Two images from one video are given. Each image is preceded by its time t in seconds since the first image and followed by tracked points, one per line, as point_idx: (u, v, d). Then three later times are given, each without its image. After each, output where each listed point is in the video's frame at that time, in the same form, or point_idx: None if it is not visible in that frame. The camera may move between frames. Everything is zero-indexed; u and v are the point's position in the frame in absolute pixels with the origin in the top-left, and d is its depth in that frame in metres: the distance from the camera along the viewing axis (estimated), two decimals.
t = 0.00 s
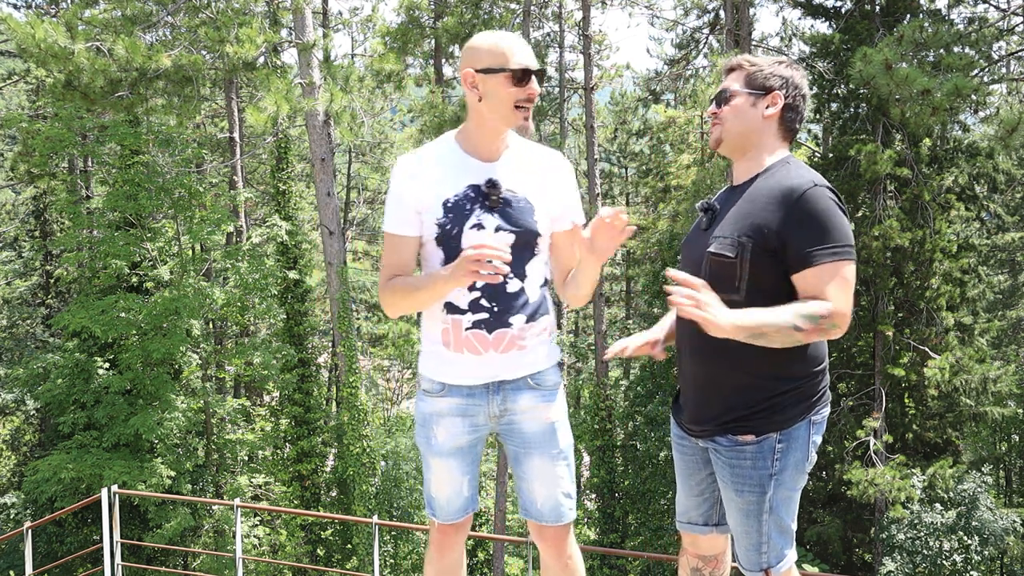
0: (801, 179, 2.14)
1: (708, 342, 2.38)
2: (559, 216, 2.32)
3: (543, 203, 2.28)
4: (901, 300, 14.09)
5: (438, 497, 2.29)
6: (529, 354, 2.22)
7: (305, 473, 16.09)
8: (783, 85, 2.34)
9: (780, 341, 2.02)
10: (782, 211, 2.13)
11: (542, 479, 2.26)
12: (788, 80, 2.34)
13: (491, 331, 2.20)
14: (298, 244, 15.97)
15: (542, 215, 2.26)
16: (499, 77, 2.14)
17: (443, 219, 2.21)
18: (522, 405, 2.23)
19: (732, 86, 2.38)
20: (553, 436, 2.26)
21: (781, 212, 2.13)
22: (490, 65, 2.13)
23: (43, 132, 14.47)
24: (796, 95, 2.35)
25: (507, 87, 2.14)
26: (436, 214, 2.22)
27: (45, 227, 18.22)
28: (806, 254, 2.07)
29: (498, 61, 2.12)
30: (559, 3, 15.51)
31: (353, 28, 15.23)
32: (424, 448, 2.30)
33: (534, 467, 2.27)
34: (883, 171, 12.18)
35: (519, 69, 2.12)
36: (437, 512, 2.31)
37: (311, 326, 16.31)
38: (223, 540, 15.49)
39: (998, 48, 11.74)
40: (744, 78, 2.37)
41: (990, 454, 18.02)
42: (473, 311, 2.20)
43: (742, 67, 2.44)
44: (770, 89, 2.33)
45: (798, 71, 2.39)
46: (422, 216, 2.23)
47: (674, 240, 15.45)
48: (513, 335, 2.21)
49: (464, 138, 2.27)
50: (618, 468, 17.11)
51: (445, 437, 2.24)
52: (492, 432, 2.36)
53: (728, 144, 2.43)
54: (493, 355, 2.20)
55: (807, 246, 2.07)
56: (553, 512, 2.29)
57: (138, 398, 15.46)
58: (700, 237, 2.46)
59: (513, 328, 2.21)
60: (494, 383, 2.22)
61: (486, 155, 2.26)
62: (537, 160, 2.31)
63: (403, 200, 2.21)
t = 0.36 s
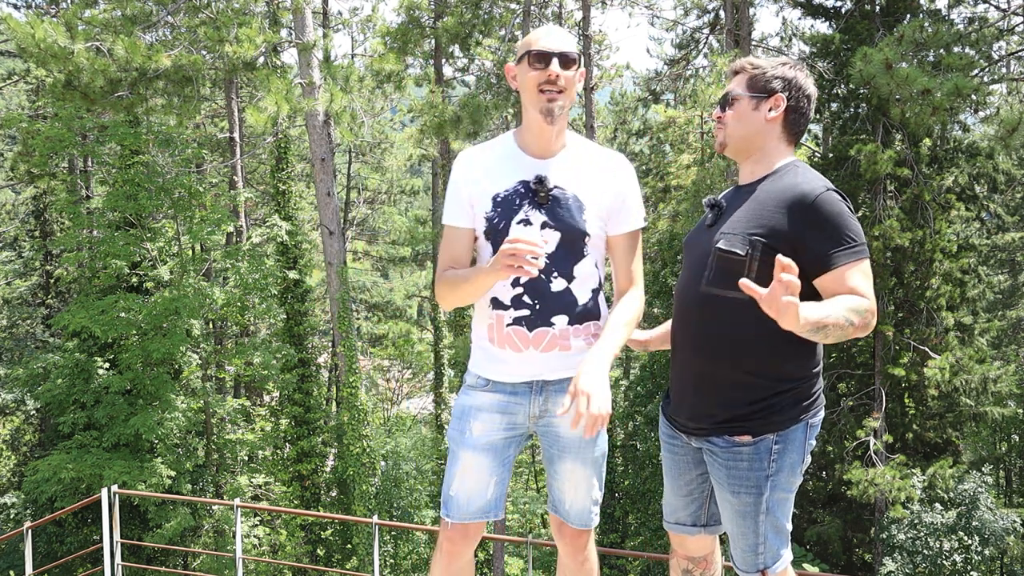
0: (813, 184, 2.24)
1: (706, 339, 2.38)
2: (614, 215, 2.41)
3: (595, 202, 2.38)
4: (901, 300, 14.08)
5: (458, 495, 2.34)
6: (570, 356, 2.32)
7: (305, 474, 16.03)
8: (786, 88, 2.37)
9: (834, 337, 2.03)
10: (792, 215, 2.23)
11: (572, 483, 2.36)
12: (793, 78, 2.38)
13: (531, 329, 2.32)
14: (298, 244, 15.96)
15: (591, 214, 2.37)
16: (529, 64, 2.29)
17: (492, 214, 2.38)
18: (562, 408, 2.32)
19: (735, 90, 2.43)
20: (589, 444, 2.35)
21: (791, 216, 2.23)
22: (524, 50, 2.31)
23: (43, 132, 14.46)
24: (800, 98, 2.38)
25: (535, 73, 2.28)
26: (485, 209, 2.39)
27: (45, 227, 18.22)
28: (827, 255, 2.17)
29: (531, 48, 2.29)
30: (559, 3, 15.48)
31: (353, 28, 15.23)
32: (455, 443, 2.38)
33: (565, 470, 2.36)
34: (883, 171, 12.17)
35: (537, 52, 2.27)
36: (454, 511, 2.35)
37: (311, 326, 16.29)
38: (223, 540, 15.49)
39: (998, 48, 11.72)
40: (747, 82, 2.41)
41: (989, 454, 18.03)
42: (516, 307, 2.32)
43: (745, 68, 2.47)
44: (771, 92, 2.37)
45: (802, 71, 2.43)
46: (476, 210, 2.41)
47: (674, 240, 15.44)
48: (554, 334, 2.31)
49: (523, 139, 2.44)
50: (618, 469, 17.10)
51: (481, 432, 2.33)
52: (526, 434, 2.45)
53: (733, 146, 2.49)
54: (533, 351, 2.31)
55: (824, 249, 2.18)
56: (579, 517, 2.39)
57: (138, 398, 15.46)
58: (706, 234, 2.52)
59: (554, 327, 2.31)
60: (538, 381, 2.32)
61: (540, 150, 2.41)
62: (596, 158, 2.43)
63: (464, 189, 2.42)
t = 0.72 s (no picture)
0: (811, 178, 2.25)
1: (707, 336, 2.39)
2: (620, 199, 2.37)
3: (606, 188, 2.36)
4: (901, 300, 14.09)
5: (473, 493, 2.36)
6: (579, 338, 2.30)
7: (305, 474, 16.03)
8: (780, 87, 2.35)
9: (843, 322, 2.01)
10: (790, 210, 2.25)
11: (577, 483, 2.35)
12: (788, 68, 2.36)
13: (540, 307, 2.30)
14: (298, 244, 15.94)
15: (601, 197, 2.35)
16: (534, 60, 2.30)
17: (507, 193, 2.39)
18: (568, 407, 2.32)
19: (732, 87, 2.41)
20: (594, 441, 2.33)
21: (789, 211, 2.25)
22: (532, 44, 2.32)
23: (43, 132, 14.47)
24: (796, 96, 2.36)
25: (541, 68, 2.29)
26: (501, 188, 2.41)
27: (45, 226, 18.21)
28: (824, 250, 2.18)
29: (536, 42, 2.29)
30: (559, 3, 15.48)
31: (353, 29, 15.23)
32: (465, 441, 2.38)
33: (569, 470, 2.36)
34: (883, 171, 12.18)
35: (538, 49, 2.27)
36: (470, 510, 2.37)
37: (311, 326, 16.29)
38: (223, 540, 15.49)
39: (998, 48, 11.72)
40: (743, 79, 2.39)
41: (989, 454, 18.04)
42: (527, 284, 2.31)
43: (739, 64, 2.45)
44: (766, 90, 2.35)
45: (799, 68, 2.40)
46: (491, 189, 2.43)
47: (674, 240, 15.45)
48: (562, 316, 2.29)
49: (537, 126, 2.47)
50: (618, 469, 17.09)
51: (489, 432, 2.33)
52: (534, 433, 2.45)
53: (728, 143, 2.48)
54: (540, 332, 2.29)
55: (821, 242, 2.19)
56: (586, 515, 2.38)
57: (138, 398, 15.46)
58: (701, 234, 2.53)
59: (563, 308, 2.29)
60: (545, 377, 2.33)
61: (549, 141, 2.40)
62: (607, 149, 2.41)
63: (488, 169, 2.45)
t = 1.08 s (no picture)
0: (804, 178, 2.25)
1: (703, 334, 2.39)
2: (607, 213, 2.47)
3: (595, 198, 2.42)
4: (901, 300, 14.09)
5: (468, 496, 2.36)
6: (569, 341, 2.33)
7: (305, 474, 16.02)
8: (778, 88, 2.35)
9: (832, 317, 2.01)
10: (783, 209, 2.25)
11: (572, 481, 2.38)
12: (786, 67, 2.36)
13: (533, 309, 2.31)
14: (298, 244, 15.92)
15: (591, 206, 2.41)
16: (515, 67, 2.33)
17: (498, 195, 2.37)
18: (561, 406, 2.35)
19: (729, 87, 2.40)
20: (588, 439, 2.37)
21: (783, 210, 2.25)
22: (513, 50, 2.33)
23: (43, 132, 14.47)
24: (793, 98, 2.36)
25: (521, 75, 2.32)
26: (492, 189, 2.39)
27: (45, 226, 18.20)
28: (815, 248, 2.17)
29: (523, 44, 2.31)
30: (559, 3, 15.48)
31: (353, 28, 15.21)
32: (457, 443, 2.38)
33: (563, 468, 2.38)
34: (883, 171, 12.19)
35: (522, 52, 2.29)
36: (466, 511, 2.37)
37: (311, 326, 16.28)
38: (223, 540, 15.50)
39: (998, 48, 11.73)
40: (741, 78, 2.38)
41: (989, 453, 18.03)
42: (518, 286, 2.32)
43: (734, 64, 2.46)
44: (763, 91, 2.35)
45: (798, 69, 2.39)
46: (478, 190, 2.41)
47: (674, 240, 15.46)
48: (554, 317, 2.32)
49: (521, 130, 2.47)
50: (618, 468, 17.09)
51: (482, 434, 2.33)
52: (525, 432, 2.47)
53: (725, 143, 2.48)
54: (531, 333, 2.31)
55: (811, 241, 2.19)
56: (579, 512, 2.40)
57: (138, 398, 15.45)
58: (698, 235, 2.54)
59: (554, 310, 2.32)
60: (537, 378, 2.34)
61: (537, 146, 2.44)
62: (590, 154, 2.47)
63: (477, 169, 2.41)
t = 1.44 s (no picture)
0: (796, 185, 2.29)
1: (698, 337, 2.40)
2: (593, 214, 2.49)
3: (580, 199, 2.42)
4: (901, 300, 14.09)
5: (461, 497, 2.35)
6: (558, 347, 2.32)
7: (304, 474, 16.02)
8: (762, 95, 2.41)
9: (831, 320, 2.04)
10: (780, 216, 2.28)
11: (561, 480, 2.38)
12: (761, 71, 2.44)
13: (524, 317, 2.28)
14: (298, 244, 15.94)
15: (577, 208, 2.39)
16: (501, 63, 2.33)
17: (487, 203, 2.32)
18: (548, 406, 2.35)
19: (714, 94, 2.45)
20: (575, 437, 2.38)
21: (781, 217, 2.27)
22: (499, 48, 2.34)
23: (43, 132, 14.47)
24: (775, 103, 2.43)
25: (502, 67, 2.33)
26: (479, 196, 2.33)
27: (45, 226, 18.19)
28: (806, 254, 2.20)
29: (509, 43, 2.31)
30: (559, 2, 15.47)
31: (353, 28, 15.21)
32: (445, 446, 2.36)
33: (552, 467, 2.39)
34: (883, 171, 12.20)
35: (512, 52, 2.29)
36: (460, 512, 2.37)
37: (311, 326, 16.28)
38: (223, 540, 15.51)
39: (998, 48, 11.72)
40: (724, 86, 2.43)
41: (990, 453, 18.03)
42: (509, 294, 2.29)
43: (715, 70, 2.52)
44: (749, 98, 2.41)
45: (775, 77, 2.47)
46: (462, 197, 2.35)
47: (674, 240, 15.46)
48: (544, 325, 2.30)
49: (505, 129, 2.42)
50: (618, 468, 17.06)
51: (470, 436, 2.31)
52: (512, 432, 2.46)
53: (711, 149, 2.52)
54: (522, 341, 2.28)
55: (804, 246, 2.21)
56: (569, 510, 2.40)
57: (138, 398, 15.45)
58: (687, 238, 2.54)
59: (545, 317, 2.30)
60: (522, 378, 2.32)
61: (523, 149, 2.38)
62: (574, 154, 2.43)
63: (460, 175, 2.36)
